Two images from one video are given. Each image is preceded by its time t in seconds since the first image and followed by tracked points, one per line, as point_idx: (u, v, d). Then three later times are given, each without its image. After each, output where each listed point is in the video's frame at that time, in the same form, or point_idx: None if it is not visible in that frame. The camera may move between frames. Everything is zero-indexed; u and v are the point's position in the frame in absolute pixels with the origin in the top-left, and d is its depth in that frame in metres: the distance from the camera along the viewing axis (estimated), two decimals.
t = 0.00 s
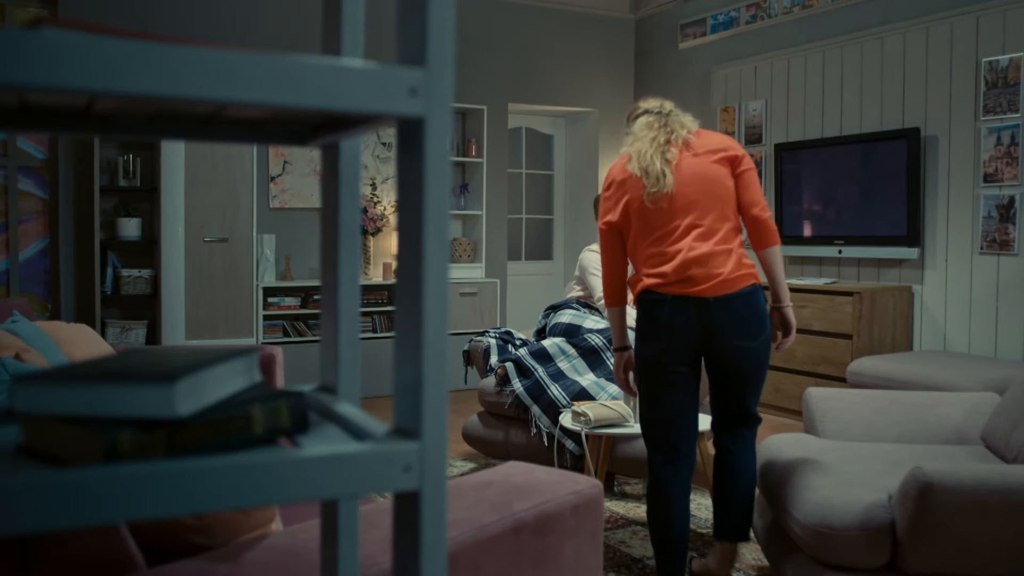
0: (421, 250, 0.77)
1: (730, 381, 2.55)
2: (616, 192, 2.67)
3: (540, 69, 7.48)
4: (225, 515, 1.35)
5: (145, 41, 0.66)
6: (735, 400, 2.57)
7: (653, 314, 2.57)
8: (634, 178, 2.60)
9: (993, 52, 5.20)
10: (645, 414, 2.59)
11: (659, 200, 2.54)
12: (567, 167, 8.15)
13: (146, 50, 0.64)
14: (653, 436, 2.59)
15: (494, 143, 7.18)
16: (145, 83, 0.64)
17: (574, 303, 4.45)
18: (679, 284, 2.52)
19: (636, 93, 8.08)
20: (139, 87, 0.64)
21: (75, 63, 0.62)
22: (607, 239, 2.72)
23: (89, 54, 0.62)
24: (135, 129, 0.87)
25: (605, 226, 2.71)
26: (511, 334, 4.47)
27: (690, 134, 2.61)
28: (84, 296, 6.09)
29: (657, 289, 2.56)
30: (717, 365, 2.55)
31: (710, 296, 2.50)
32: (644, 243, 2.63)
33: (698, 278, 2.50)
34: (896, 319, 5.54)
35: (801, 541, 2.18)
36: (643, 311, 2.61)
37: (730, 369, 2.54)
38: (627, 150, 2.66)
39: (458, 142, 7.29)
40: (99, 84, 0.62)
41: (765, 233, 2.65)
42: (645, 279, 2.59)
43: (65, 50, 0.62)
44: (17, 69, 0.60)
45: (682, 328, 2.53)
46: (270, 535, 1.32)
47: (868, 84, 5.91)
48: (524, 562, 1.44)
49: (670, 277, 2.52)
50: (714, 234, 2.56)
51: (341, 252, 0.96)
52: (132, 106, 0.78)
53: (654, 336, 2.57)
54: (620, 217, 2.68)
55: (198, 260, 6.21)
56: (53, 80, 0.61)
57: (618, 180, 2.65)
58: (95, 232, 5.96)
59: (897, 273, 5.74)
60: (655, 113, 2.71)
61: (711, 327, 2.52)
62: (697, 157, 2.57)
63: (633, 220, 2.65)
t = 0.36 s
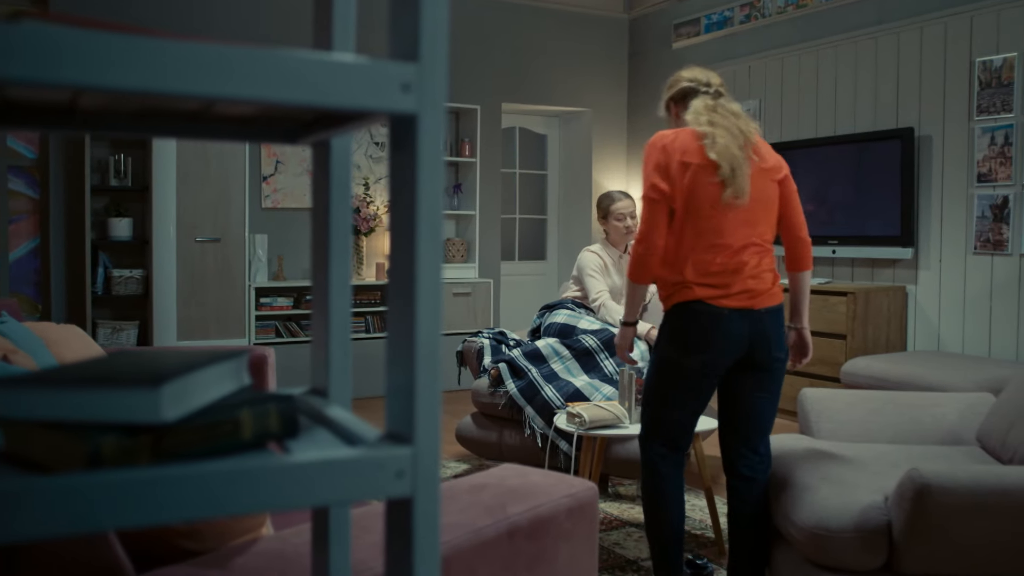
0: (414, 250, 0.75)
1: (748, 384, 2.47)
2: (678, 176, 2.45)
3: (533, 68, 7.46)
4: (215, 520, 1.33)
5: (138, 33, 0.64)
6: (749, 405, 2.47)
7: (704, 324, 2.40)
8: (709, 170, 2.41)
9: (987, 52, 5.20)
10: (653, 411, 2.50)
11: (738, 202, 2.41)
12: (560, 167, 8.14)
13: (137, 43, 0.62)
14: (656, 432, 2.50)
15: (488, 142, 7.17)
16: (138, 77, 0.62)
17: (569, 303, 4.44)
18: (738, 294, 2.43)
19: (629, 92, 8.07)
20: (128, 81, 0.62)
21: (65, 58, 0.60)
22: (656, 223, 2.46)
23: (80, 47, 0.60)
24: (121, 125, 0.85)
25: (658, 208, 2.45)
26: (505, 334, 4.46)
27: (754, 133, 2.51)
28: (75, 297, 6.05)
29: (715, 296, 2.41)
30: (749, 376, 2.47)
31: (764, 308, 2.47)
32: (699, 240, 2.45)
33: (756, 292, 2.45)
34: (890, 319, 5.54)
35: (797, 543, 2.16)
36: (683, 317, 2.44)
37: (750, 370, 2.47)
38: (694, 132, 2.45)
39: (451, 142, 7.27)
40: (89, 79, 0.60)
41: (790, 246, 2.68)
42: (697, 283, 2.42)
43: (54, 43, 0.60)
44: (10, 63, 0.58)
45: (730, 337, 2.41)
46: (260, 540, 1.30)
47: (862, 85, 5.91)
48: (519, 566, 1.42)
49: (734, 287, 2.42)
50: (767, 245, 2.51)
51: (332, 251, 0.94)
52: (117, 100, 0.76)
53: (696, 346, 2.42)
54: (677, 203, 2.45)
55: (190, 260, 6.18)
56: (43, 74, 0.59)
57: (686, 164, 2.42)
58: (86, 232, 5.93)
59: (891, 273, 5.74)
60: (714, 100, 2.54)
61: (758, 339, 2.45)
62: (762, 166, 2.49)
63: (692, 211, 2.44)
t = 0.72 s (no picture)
0: (398, 251, 0.74)
1: (752, 383, 2.46)
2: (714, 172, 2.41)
3: (520, 68, 7.46)
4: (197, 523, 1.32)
5: (126, 28, 0.63)
6: (751, 404, 2.46)
7: (722, 324, 2.39)
8: (744, 168, 2.40)
9: (971, 53, 5.22)
10: (652, 408, 2.52)
11: (770, 205, 2.41)
12: (546, 166, 8.13)
13: (133, 39, 0.61)
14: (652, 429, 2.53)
15: (474, 142, 7.15)
16: (129, 73, 0.61)
17: (555, 303, 4.44)
18: (758, 296, 2.43)
19: (616, 92, 8.09)
20: (132, 76, 0.61)
21: (66, 55, 0.59)
22: (688, 215, 2.41)
23: (83, 45, 0.60)
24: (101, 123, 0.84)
25: (692, 198, 2.40)
26: (491, 334, 4.45)
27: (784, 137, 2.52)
28: (58, 297, 6.01)
29: (737, 296, 2.40)
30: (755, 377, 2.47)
31: (780, 310, 2.47)
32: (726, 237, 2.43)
33: (773, 294, 2.45)
34: (874, 318, 5.57)
35: (784, 542, 2.16)
36: (700, 316, 2.43)
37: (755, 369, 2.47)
38: (732, 127, 2.42)
39: (438, 141, 7.25)
40: (90, 75, 0.60)
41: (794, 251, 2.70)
42: (720, 281, 2.40)
43: (53, 40, 0.59)
44: (8, 61, 0.57)
45: (746, 337, 2.40)
46: (242, 544, 1.28)
47: (848, 85, 5.94)
48: (504, 568, 1.41)
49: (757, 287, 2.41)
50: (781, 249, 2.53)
51: (314, 250, 0.93)
52: (94, 98, 0.75)
53: (710, 346, 2.40)
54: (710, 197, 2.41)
55: (174, 260, 6.14)
56: (50, 71, 0.59)
57: (724, 159, 2.39)
58: (69, 231, 5.87)
59: (876, 273, 5.77)
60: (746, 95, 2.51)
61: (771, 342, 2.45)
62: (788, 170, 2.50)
63: (724, 207, 2.41)
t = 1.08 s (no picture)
0: (381, 252, 0.73)
1: (746, 383, 2.46)
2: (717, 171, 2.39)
3: (506, 67, 7.45)
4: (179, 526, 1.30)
5: (113, 25, 0.62)
6: (744, 405, 2.46)
7: (719, 325, 2.37)
8: (747, 170, 2.39)
9: (955, 53, 5.25)
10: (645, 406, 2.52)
11: (770, 207, 2.41)
12: (533, 166, 8.12)
13: (123, 37, 0.60)
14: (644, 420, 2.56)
15: (460, 141, 7.14)
16: (116, 70, 0.60)
17: (540, 303, 4.43)
18: (755, 298, 2.42)
19: (602, 92, 8.10)
20: (130, 75, 0.60)
21: (59, 53, 0.59)
22: (688, 214, 2.39)
23: (84, 44, 0.59)
24: (82, 120, 0.83)
25: (693, 197, 2.38)
26: (477, 333, 4.44)
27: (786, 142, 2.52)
28: (40, 296, 5.95)
29: (735, 297, 2.39)
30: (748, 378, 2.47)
31: (776, 313, 2.47)
32: (725, 238, 2.41)
33: (770, 296, 2.44)
34: (859, 316, 5.60)
35: (769, 541, 2.17)
36: (696, 317, 2.40)
37: (750, 369, 2.47)
38: (738, 127, 2.41)
39: (424, 140, 7.23)
40: (92, 74, 0.59)
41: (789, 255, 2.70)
42: (720, 282, 2.38)
43: (35, 34, 0.58)
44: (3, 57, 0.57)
45: (742, 339, 2.40)
46: (224, 546, 1.26)
47: (832, 85, 5.97)
48: (489, 570, 1.40)
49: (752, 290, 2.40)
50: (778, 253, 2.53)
51: (297, 252, 0.92)
52: (72, 95, 0.74)
53: (705, 347, 2.38)
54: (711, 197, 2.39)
55: (158, 260, 6.09)
56: (50, 70, 0.58)
57: (728, 159, 2.38)
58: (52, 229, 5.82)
59: (861, 272, 5.80)
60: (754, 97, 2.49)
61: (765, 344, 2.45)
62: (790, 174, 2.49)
63: (725, 207, 2.40)
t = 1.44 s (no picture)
0: (365, 255, 0.71)
1: (730, 385, 2.45)
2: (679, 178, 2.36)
3: (494, 66, 7.44)
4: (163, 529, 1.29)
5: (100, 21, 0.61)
6: (729, 405, 2.45)
7: (694, 331, 2.34)
8: (711, 174, 2.34)
9: (942, 53, 5.27)
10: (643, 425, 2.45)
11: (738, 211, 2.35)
12: (520, 165, 8.11)
13: (113, 33, 0.59)
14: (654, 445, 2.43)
15: (447, 141, 7.12)
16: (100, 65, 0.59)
17: (527, 302, 4.42)
18: (728, 302, 2.37)
19: (589, 91, 8.10)
20: (119, 71, 0.59)
21: (42, 47, 0.57)
22: (650, 223, 2.39)
23: (81, 42, 0.58)
24: (63, 117, 0.81)
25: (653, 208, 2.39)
26: (464, 333, 4.42)
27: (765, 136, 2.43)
28: (23, 296, 5.89)
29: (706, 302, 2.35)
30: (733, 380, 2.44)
31: (754, 313, 2.42)
32: (691, 243, 2.39)
33: (744, 298, 2.39)
34: (846, 315, 5.62)
35: (758, 540, 2.17)
36: (671, 325, 2.39)
37: (733, 371, 2.44)
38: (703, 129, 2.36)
39: (411, 139, 7.21)
40: (83, 70, 0.58)
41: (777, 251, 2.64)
42: (686, 288, 2.36)
43: (16, 26, 0.56)
44: None
45: (717, 343, 2.35)
46: (209, 549, 1.25)
47: (819, 84, 5.98)
48: (477, 571, 1.39)
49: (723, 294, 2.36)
50: (756, 252, 2.47)
51: (282, 252, 0.91)
52: (53, 91, 0.72)
53: (685, 353, 2.35)
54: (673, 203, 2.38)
55: (143, 259, 6.05)
56: (35, 65, 0.57)
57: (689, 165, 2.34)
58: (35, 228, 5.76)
59: (848, 271, 5.82)
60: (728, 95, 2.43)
61: (747, 345, 2.41)
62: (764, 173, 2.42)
63: (688, 213, 2.37)
